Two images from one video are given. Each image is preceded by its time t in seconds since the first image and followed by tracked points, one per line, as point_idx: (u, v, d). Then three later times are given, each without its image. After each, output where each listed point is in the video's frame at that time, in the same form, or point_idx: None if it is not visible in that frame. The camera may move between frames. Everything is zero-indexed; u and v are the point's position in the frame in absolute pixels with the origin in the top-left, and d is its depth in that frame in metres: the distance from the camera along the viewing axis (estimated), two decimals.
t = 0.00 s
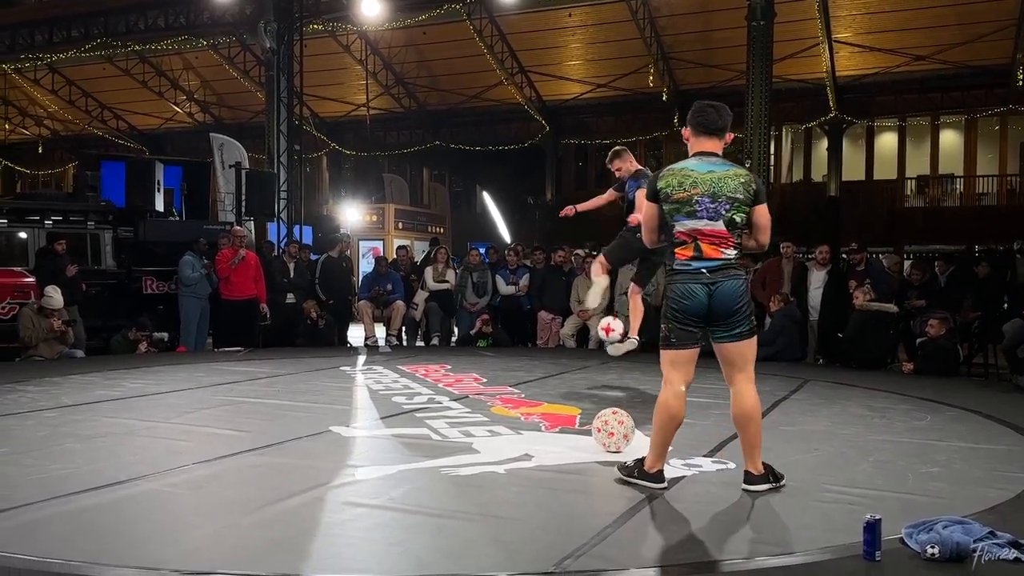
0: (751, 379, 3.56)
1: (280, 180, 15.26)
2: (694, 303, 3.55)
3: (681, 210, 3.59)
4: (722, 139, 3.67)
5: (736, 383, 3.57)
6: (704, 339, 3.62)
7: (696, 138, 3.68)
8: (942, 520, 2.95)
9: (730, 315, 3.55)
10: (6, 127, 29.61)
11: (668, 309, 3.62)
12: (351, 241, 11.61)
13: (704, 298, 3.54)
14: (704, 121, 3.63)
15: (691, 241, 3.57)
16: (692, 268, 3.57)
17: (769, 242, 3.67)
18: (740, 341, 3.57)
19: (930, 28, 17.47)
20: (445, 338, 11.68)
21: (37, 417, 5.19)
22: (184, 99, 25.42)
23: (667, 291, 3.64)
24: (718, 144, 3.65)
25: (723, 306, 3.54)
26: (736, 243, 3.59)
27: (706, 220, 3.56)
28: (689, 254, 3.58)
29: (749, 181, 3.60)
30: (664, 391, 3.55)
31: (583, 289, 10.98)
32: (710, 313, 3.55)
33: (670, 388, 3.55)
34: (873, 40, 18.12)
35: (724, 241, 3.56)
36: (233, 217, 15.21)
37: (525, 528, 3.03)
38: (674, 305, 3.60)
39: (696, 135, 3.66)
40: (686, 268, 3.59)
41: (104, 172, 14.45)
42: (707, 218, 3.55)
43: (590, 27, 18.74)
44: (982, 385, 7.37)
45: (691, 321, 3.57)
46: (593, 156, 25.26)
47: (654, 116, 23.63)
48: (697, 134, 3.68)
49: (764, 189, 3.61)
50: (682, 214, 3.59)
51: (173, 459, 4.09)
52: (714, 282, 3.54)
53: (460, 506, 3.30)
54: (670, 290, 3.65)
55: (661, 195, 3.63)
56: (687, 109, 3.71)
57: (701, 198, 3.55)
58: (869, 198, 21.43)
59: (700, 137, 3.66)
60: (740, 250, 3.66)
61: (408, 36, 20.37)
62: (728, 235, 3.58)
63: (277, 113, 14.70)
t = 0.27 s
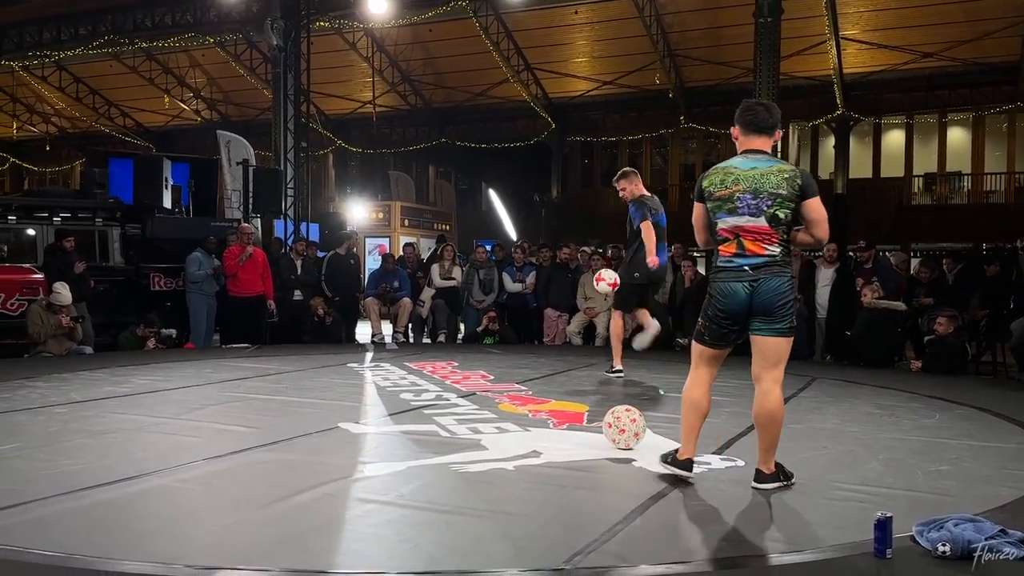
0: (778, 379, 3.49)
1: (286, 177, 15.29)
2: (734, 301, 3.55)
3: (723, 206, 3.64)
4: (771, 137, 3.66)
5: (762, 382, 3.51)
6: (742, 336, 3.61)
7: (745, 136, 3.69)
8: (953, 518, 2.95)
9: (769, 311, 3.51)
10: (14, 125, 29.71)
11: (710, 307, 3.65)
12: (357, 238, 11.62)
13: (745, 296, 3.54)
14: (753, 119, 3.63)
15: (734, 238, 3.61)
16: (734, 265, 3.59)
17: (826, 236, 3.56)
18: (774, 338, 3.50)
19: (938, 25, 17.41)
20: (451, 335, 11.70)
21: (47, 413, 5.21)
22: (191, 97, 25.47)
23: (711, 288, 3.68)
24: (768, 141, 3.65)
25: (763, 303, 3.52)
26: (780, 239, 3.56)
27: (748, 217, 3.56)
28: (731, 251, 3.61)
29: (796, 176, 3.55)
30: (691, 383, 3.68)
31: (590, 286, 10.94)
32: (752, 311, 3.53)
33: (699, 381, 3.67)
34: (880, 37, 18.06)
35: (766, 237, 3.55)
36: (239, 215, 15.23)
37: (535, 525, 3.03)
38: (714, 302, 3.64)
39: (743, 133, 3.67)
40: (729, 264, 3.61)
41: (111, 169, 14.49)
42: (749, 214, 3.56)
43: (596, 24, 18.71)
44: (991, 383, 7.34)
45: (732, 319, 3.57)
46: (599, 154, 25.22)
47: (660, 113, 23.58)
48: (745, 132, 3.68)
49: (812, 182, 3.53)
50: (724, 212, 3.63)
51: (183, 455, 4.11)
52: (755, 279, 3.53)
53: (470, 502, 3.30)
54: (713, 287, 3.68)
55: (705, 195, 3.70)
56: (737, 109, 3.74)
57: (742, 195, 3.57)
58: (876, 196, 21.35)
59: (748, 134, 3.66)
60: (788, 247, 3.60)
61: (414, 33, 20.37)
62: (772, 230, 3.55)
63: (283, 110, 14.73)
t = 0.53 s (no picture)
0: (795, 375, 3.49)
1: (295, 175, 15.32)
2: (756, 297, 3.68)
3: (757, 202, 3.72)
4: (813, 138, 3.70)
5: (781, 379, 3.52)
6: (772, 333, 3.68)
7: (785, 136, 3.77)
8: (967, 516, 2.94)
9: (787, 307, 3.55)
10: (24, 122, 29.83)
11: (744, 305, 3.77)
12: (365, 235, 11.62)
13: (766, 290, 3.63)
14: (793, 119, 3.71)
15: (764, 233, 3.68)
16: (761, 260, 3.68)
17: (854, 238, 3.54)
18: (791, 334, 3.54)
19: (948, 21, 17.32)
20: (460, 332, 11.73)
21: (60, 409, 5.24)
22: (199, 94, 25.54)
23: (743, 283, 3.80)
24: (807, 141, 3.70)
25: (781, 298, 3.57)
26: (808, 235, 3.58)
27: (778, 212, 3.62)
28: (760, 245, 3.69)
29: (830, 174, 3.56)
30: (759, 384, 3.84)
31: (598, 283, 10.93)
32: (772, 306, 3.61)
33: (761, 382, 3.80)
34: (889, 33, 17.98)
35: (794, 232, 3.59)
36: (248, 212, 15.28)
37: (548, 521, 3.03)
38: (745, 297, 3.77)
39: (785, 134, 3.74)
40: (757, 258, 3.69)
41: (122, 166, 14.54)
42: (779, 209, 3.62)
43: (603, 20, 18.67)
44: (1003, 381, 7.30)
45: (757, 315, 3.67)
46: (607, 151, 25.18)
47: (668, 109, 23.52)
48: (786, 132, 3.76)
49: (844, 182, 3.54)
50: (756, 207, 3.72)
51: (196, 451, 4.13)
52: (779, 274, 3.59)
53: (483, 499, 3.31)
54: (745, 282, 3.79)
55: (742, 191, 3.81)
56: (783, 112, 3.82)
57: (774, 190, 3.64)
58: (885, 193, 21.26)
59: (788, 133, 3.73)
60: (817, 245, 3.61)
61: (422, 30, 20.37)
62: (800, 226, 3.58)
63: (292, 107, 14.76)
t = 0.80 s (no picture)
0: (825, 367, 3.60)
1: (302, 172, 15.34)
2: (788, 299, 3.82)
3: (784, 209, 3.84)
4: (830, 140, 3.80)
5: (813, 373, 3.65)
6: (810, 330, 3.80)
7: (806, 143, 3.86)
8: (979, 513, 2.93)
9: (817, 306, 3.66)
10: (32, 120, 29.94)
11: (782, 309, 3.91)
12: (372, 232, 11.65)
13: (800, 292, 3.75)
14: (808, 125, 3.82)
15: (794, 237, 3.80)
16: (793, 264, 3.80)
17: (880, 232, 3.59)
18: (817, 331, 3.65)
19: (956, 17, 17.24)
20: (467, 329, 11.72)
21: (70, 406, 5.26)
22: (206, 92, 25.59)
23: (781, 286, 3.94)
24: (826, 144, 3.79)
25: (814, 299, 3.68)
26: (834, 236, 3.67)
27: (804, 217, 3.73)
28: (792, 250, 3.81)
29: (847, 174, 3.65)
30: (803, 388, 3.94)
31: (605, 280, 10.94)
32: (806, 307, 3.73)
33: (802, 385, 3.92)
34: (897, 29, 17.91)
35: (819, 235, 3.69)
36: (255, 209, 15.32)
37: (558, 518, 3.03)
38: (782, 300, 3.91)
39: (805, 140, 3.84)
40: (790, 262, 3.82)
41: (129, 164, 14.58)
42: (803, 214, 3.74)
43: (610, 17, 18.64)
44: (1012, 378, 7.28)
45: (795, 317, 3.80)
46: (614, 148, 25.13)
47: (675, 106, 23.47)
48: (806, 139, 3.86)
49: (864, 178, 3.61)
50: (783, 213, 3.84)
51: (206, 447, 4.14)
52: (810, 276, 3.71)
53: (493, 496, 3.31)
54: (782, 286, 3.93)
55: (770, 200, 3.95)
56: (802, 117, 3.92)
57: (798, 196, 3.75)
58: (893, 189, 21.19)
59: (808, 139, 3.83)
60: (846, 243, 3.68)
61: (428, 28, 20.37)
62: (825, 228, 3.68)
63: (300, 105, 14.78)
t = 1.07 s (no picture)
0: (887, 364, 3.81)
1: (308, 170, 15.35)
2: (817, 291, 3.91)
3: (807, 206, 3.97)
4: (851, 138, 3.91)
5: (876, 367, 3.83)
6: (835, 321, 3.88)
7: (828, 141, 3.98)
8: (989, 511, 2.91)
9: (846, 301, 3.80)
10: (38, 119, 30.02)
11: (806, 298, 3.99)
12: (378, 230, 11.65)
13: (824, 286, 3.87)
14: (828, 123, 3.94)
15: (817, 234, 3.93)
16: (816, 259, 3.93)
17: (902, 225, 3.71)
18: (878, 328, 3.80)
19: (962, 13, 17.16)
20: (473, 327, 11.71)
21: (77, 404, 5.27)
22: (211, 90, 25.63)
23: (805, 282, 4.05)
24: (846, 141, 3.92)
25: (839, 293, 3.81)
26: (856, 231, 3.79)
27: (826, 214, 3.86)
28: (816, 246, 3.94)
29: (867, 170, 3.76)
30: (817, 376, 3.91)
31: (613, 277, 10.96)
32: (834, 301, 3.85)
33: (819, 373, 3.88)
34: (903, 26, 17.84)
35: (841, 230, 3.82)
36: (261, 207, 15.33)
37: (565, 516, 3.03)
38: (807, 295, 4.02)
39: (825, 139, 3.98)
40: (814, 258, 3.95)
41: (136, 162, 14.62)
42: (824, 211, 3.87)
43: (614, 14, 18.61)
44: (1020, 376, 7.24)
45: (820, 309, 3.92)
46: (619, 146, 25.10)
47: (681, 103, 23.42)
48: (827, 138, 3.98)
49: (882, 173, 3.73)
50: (807, 211, 3.97)
51: (212, 445, 4.15)
52: (834, 270, 3.84)
53: (500, 493, 3.31)
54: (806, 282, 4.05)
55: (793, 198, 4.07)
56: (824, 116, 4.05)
57: (819, 194, 3.89)
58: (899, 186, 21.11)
59: (829, 138, 3.96)
60: (867, 238, 3.80)
61: (433, 25, 20.36)
62: (847, 224, 3.80)
63: (305, 104, 14.78)
